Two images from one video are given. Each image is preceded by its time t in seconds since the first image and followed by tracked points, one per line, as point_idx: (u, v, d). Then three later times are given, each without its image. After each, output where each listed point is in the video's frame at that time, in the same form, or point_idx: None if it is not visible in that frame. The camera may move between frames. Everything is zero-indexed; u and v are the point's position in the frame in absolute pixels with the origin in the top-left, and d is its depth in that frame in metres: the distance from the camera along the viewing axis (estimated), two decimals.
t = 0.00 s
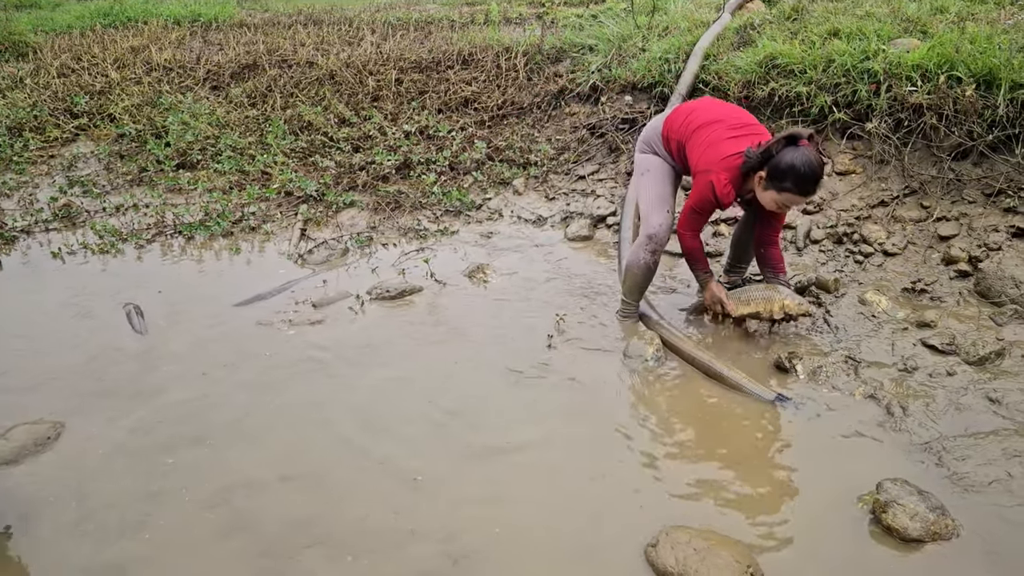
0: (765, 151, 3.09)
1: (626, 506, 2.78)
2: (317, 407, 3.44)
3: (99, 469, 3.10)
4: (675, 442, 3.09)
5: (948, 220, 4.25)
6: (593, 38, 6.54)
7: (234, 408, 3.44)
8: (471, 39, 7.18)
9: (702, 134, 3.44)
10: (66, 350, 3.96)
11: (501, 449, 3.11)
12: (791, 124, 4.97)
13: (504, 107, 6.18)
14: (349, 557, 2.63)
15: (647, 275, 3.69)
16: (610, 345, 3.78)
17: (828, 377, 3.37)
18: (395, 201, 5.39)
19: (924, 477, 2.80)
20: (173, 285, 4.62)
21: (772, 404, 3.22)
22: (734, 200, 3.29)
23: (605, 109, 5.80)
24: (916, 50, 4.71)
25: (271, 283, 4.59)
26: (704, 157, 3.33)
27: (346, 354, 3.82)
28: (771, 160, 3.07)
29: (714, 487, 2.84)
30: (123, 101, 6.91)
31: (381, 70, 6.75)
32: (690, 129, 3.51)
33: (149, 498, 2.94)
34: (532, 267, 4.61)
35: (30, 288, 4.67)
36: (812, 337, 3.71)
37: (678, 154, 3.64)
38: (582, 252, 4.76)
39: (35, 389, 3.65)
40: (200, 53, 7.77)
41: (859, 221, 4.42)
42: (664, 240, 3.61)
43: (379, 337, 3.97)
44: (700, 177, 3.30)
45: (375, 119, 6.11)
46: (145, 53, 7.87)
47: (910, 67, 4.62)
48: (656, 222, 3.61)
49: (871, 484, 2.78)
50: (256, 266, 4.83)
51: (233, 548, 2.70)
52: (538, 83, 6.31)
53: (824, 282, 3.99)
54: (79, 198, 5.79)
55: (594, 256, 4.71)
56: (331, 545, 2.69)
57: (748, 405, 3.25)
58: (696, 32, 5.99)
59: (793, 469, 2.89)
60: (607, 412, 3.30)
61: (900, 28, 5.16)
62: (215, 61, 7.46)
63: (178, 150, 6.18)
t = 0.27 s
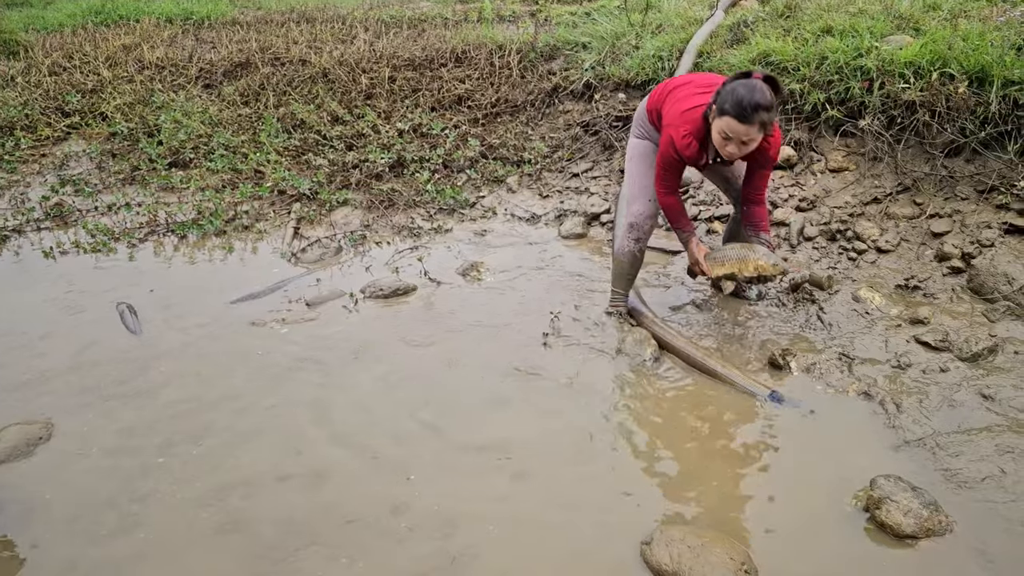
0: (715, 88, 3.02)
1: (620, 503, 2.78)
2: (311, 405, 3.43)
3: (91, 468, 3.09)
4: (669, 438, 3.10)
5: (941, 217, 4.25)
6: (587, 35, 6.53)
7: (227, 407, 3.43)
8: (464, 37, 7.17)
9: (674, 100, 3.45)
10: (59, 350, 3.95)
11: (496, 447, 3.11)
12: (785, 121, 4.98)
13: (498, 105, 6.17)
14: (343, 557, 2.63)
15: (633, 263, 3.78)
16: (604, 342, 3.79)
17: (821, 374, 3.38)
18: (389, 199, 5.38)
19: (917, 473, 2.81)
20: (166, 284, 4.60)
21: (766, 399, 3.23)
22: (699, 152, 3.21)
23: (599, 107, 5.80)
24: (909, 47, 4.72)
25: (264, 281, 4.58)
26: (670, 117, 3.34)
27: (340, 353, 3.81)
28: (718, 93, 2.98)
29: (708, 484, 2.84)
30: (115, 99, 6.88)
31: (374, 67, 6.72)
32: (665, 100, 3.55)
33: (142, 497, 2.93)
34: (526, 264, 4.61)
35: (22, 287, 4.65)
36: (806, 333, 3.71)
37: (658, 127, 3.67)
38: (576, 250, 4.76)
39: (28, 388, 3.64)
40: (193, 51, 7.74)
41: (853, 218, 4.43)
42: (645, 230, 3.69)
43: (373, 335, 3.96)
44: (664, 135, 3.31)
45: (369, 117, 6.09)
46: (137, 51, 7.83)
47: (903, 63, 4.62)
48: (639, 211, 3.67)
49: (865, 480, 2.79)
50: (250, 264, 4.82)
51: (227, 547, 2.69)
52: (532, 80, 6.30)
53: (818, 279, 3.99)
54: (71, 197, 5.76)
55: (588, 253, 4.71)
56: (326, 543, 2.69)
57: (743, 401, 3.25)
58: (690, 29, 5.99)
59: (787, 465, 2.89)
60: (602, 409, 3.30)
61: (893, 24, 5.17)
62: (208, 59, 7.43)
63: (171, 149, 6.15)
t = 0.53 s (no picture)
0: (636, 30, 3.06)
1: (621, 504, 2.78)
2: (312, 405, 3.43)
3: (92, 468, 3.09)
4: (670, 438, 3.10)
5: (942, 216, 4.25)
6: (588, 34, 6.53)
7: (228, 406, 3.43)
8: (465, 36, 7.16)
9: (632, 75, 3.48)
10: (59, 349, 3.94)
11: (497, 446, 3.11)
12: (786, 120, 4.97)
13: (499, 104, 6.16)
14: (344, 555, 2.63)
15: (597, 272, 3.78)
16: (605, 342, 3.78)
17: (822, 373, 3.38)
18: (390, 198, 5.38)
19: (919, 473, 2.81)
20: (167, 283, 4.60)
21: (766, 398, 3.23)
22: (620, 107, 3.23)
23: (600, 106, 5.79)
24: (910, 46, 4.71)
25: (265, 280, 4.58)
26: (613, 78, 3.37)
27: (341, 352, 3.81)
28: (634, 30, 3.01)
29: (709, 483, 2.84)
30: (116, 98, 6.88)
31: (375, 66, 6.72)
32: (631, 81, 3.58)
33: (143, 496, 2.93)
34: (527, 264, 4.61)
35: (23, 286, 4.65)
36: (807, 332, 3.71)
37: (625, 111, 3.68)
38: (577, 249, 4.75)
39: (28, 388, 3.64)
40: (193, 50, 7.73)
41: (854, 217, 4.42)
42: (605, 237, 3.64)
43: (374, 335, 3.96)
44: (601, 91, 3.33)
45: (370, 116, 6.09)
46: (138, 50, 7.83)
47: (905, 62, 4.61)
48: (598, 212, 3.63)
49: (865, 480, 2.79)
50: (250, 263, 4.82)
51: (228, 547, 2.69)
52: (533, 79, 6.29)
53: (819, 278, 3.99)
54: (72, 196, 5.76)
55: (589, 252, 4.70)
56: (327, 542, 2.69)
57: (743, 401, 3.25)
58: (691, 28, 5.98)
59: (787, 464, 2.89)
60: (603, 409, 3.30)
61: (894, 24, 5.16)
62: (209, 58, 7.43)
63: (171, 148, 6.15)
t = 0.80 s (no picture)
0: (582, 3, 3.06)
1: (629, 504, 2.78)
2: (319, 403, 3.43)
3: (101, 466, 3.10)
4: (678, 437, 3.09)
5: (951, 216, 4.23)
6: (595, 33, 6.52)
7: (236, 405, 3.44)
8: (473, 35, 7.16)
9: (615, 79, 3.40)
10: (68, 347, 3.96)
11: (505, 446, 3.11)
12: (794, 120, 4.96)
13: (506, 103, 6.17)
14: (351, 554, 2.63)
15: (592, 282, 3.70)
16: (613, 341, 3.78)
17: (831, 374, 3.37)
18: (397, 197, 5.38)
19: (927, 473, 2.80)
20: (174, 281, 4.61)
21: (775, 399, 3.22)
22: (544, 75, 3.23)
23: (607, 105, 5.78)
24: (919, 46, 4.69)
25: (272, 279, 4.59)
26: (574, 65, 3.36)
27: (349, 351, 3.82)
28: None
29: (716, 483, 2.83)
30: (124, 97, 6.89)
31: (383, 65, 6.73)
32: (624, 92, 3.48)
33: (152, 494, 2.94)
34: (534, 263, 4.61)
35: (32, 284, 4.67)
36: (815, 333, 3.70)
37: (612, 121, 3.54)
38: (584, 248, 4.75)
39: (37, 386, 3.65)
40: (201, 49, 7.75)
41: (862, 217, 4.41)
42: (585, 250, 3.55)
43: (381, 334, 3.96)
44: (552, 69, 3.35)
45: (377, 115, 6.10)
46: (146, 49, 7.85)
47: (913, 62, 4.60)
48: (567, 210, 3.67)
49: (874, 481, 2.78)
50: (258, 262, 4.82)
51: (237, 545, 2.70)
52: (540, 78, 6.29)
53: (827, 279, 3.98)
54: (80, 194, 5.78)
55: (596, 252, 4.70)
56: (336, 540, 2.69)
57: (751, 401, 3.25)
58: (698, 28, 5.97)
59: (794, 465, 2.89)
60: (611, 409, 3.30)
61: (902, 23, 5.15)
62: (216, 57, 7.45)
63: (179, 147, 6.16)
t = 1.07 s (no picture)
0: None
1: (641, 502, 2.77)
2: (330, 400, 3.44)
3: (116, 460, 3.12)
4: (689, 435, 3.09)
5: (965, 216, 4.21)
6: (607, 31, 6.51)
7: (247, 401, 3.45)
8: (484, 32, 7.16)
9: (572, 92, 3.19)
10: (81, 342, 3.98)
11: (515, 444, 3.12)
12: (807, 119, 4.94)
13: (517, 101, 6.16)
14: (362, 550, 2.64)
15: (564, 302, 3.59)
16: (623, 340, 3.78)
17: (843, 374, 3.36)
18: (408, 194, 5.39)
19: (940, 474, 2.79)
20: (187, 278, 4.63)
21: (786, 399, 3.21)
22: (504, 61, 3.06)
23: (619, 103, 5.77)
24: (934, 44, 4.67)
25: (284, 276, 4.60)
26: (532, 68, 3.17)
27: (359, 348, 3.82)
28: None
29: (727, 482, 2.83)
30: (136, 94, 6.92)
31: (394, 63, 6.73)
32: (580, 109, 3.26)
33: (164, 488, 2.96)
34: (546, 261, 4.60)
35: (45, 280, 4.69)
36: (825, 333, 3.69)
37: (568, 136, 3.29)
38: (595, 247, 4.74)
39: (51, 381, 3.67)
40: (213, 46, 7.77)
41: (875, 216, 4.39)
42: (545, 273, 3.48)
43: (392, 331, 3.96)
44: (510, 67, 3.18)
45: (388, 113, 6.11)
46: (159, 46, 7.88)
47: (928, 61, 4.58)
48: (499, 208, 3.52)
49: (886, 482, 2.77)
50: (269, 259, 4.84)
51: (249, 539, 2.71)
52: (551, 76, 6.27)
53: (839, 278, 3.96)
54: (93, 190, 5.81)
55: (607, 250, 4.69)
56: (347, 536, 2.70)
57: (762, 401, 3.23)
58: (710, 25, 5.95)
59: (805, 465, 2.88)
60: (620, 407, 3.30)
61: (916, 22, 5.12)
62: (229, 54, 7.47)
63: (191, 143, 6.18)
